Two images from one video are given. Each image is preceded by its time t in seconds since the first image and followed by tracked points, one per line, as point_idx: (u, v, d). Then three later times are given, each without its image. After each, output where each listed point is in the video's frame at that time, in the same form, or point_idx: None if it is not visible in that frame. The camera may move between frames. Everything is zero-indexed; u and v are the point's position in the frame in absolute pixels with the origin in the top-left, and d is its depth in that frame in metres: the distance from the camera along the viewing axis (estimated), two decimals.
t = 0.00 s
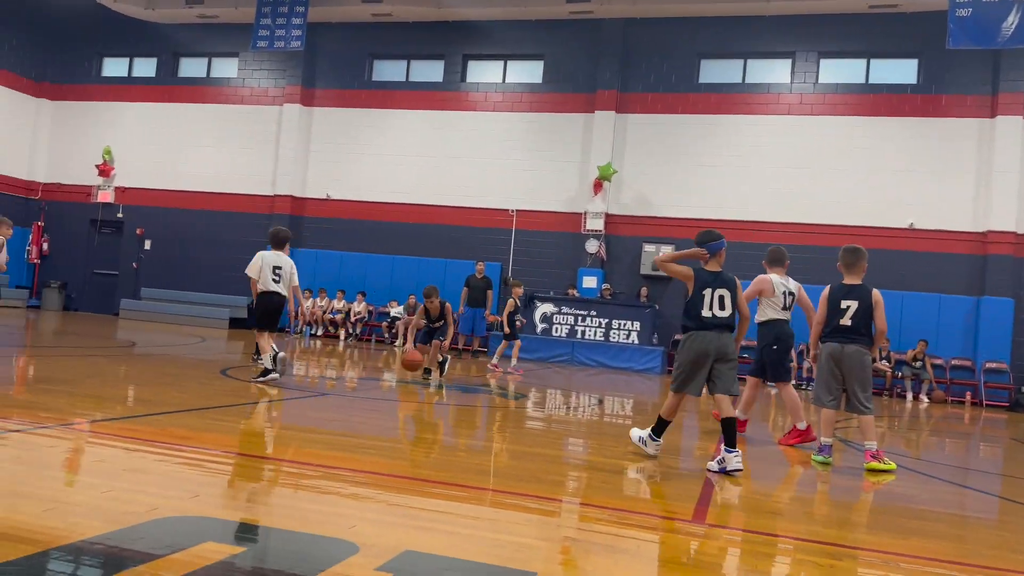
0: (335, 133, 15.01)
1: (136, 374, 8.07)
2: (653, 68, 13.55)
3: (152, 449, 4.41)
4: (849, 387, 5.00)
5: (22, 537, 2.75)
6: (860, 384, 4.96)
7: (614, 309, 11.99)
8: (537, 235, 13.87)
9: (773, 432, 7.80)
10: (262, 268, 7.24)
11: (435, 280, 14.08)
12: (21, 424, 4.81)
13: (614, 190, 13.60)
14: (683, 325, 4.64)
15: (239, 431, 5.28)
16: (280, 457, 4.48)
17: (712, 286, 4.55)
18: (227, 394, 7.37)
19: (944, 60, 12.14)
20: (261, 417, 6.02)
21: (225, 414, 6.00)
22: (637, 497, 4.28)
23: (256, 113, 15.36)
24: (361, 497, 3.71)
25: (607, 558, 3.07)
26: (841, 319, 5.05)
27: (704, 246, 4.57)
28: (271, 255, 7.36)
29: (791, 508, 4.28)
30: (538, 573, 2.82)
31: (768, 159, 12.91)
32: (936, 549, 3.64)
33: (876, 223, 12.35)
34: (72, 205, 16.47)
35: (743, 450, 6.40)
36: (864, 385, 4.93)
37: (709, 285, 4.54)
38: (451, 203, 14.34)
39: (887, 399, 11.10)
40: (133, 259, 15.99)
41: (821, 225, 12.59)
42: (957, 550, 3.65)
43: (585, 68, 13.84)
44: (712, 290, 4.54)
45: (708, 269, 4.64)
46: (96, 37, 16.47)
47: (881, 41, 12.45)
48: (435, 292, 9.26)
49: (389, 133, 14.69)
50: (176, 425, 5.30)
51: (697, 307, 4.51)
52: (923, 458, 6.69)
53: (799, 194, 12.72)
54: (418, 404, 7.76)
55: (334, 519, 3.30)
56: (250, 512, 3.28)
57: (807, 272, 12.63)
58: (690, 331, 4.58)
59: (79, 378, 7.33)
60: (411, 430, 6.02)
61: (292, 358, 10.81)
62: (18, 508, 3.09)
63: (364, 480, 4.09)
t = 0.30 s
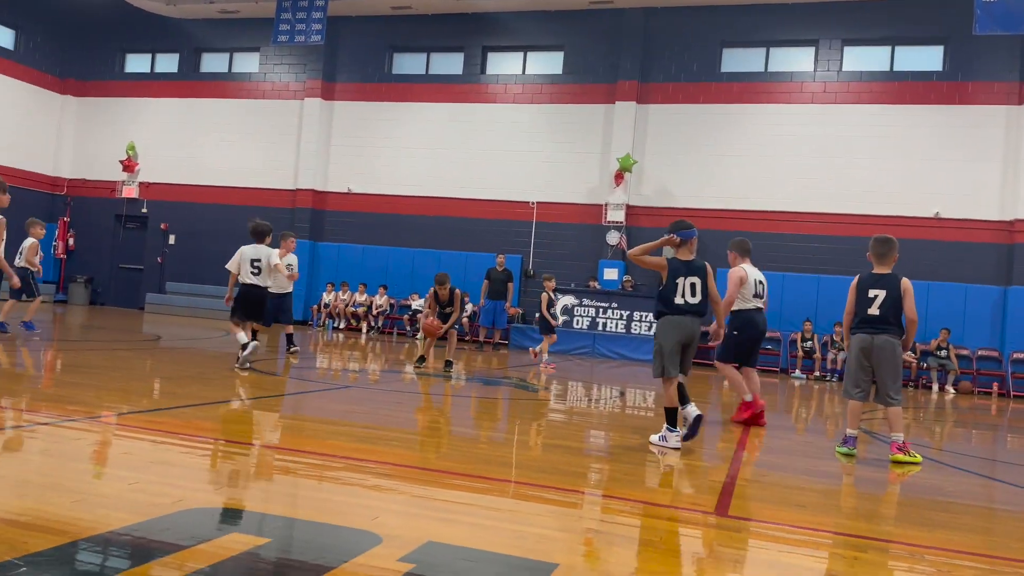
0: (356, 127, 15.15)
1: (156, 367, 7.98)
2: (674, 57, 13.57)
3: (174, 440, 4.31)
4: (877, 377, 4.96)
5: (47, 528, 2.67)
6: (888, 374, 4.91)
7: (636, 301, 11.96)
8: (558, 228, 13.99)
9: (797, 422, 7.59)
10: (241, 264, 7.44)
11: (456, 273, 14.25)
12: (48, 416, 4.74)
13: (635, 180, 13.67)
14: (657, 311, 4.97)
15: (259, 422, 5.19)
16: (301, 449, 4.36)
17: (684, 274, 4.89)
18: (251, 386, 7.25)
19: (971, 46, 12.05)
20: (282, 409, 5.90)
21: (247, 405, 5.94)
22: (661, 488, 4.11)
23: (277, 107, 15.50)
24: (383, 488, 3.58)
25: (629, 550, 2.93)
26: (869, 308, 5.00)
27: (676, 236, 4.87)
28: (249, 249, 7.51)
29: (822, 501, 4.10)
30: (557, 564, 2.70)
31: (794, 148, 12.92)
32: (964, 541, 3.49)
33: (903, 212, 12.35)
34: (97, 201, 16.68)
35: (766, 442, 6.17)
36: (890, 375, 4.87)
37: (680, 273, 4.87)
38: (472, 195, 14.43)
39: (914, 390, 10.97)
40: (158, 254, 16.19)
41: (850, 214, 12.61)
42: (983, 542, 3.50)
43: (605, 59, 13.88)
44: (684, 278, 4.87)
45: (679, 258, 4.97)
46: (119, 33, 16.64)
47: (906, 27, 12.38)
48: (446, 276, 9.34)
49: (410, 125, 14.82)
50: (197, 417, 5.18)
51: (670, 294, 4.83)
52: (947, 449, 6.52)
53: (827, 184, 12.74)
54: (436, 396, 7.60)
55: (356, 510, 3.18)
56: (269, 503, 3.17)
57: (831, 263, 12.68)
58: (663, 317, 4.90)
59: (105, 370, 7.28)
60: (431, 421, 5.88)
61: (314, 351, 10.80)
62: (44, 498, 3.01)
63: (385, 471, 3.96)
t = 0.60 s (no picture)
0: (365, 119, 15.20)
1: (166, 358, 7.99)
2: (684, 47, 13.53)
3: (184, 431, 4.31)
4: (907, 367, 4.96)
5: (62, 517, 2.67)
6: (918, 363, 4.91)
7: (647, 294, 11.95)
8: (567, 218, 14.01)
9: (807, 413, 7.55)
10: (214, 251, 7.54)
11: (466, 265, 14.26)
12: (60, 407, 4.75)
13: (645, 171, 13.68)
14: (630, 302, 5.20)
15: (270, 412, 5.21)
16: (311, 439, 4.37)
17: (659, 269, 5.13)
18: (260, 377, 7.25)
19: (984, 34, 12.00)
20: (292, 399, 5.91)
21: (259, 396, 5.96)
22: (670, 478, 4.09)
23: (286, 99, 15.56)
24: (393, 478, 3.59)
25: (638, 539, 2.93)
26: (896, 300, 5.00)
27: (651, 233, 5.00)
28: (222, 238, 7.57)
29: (831, 492, 4.08)
30: (567, 553, 2.70)
31: (805, 138, 12.90)
32: (973, 531, 3.48)
33: (914, 203, 12.35)
34: (107, 193, 16.77)
35: (774, 433, 6.13)
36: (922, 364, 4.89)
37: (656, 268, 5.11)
38: (482, 186, 14.49)
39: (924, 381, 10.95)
40: (168, 246, 16.29)
41: (861, 205, 12.60)
42: (993, 533, 3.49)
43: (614, 49, 13.88)
44: (660, 273, 5.11)
45: (652, 251, 5.17)
46: (128, 25, 16.69)
47: (919, 16, 12.32)
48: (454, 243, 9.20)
49: (419, 117, 14.86)
50: (207, 407, 5.19)
51: (647, 289, 5.08)
52: (955, 440, 6.50)
53: (838, 175, 12.72)
54: (444, 387, 7.58)
55: (366, 500, 3.18)
56: (281, 493, 3.18)
57: (840, 253, 12.71)
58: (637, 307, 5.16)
59: (116, 361, 7.31)
60: (440, 412, 5.88)
61: (324, 342, 10.85)
62: (57, 487, 3.02)
63: (395, 461, 3.97)
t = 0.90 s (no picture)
0: (369, 111, 15.21)
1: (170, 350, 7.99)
2: (688, 39, 13.51)
3: (189, 422, 4.32)
4: (920, 359, 4.93)
5: (68, 508, 2.68)
6: (932, 356, 4.89)
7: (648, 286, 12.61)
8: (570, 211, 14.02)
9: (811, 405, 7.54)
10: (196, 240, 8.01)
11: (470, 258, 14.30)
12: (67, 398, 4.76)
13: (648, 163, 13.68)
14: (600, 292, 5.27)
15: (275, 404, 5.22)
16: (316, 430, 4.38)
17: (631, 261, 5.23)
18: (264, 369, 7.24)
19: (989, 26, 11.98)
20: (296, 391, 5.91)
21: (263, 387, 5.98)
22: (674, 471, 4.09)
23: (290, 91, 15.56)
24: (397, 469, 3.59)
25: (641, 531, 2.93)
26: (914, 292, 5.02)
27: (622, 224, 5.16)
28: (203, 226, 8.02)
29: (835, 484, 4.08)
30: (571, 544, 2.70)
31: (810, 129, 12.87)
32: (977, 523, 3.48)
33: (919, 195, 12.31)
34: (111, 185, 16.79)
35: (778, 426, 6.11)
36: (935, 357, 4.87)
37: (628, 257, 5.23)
38: (486, 178, 14.50)
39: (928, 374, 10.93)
40: (173, 238, 16.32)
41: (865, 197, 12.59)
42: (998, 525, 3.48)
43: (619, 41, 13.86)
44: (632, 264, 5.21)
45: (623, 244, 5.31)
46: (131, 17, 16.68)
47: (925, 7, 12.30)
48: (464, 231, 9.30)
49: (423, 109, 14.87)
50: (212, 399, 5.18)
51: (620, 279, 5.17)
52: (958, 432, 6.48)
53: (842, 167, 12.71)
54: (448, 379, 7.57)
55: (370, 491, 3.19)
56: (286, 484, 3.18)
57: (843, 245, 12.70)
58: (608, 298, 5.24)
59: (122, 353, 7.34)
60: (444, 404, 5.89)
61: (328, 335, 10.86)
62: (63, 478, 3.02)
63: (399, 452, 3.97)
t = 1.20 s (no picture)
0: (371, 104, 15.21)
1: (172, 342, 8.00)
2: (690, 32, 13.48)
3: (190, 414, 4.33)
4: (924, 354, 4.92)
5: (70, 499, 2.68)
6: (935, 351, 4.89)
7: (649, 279, 12.54)
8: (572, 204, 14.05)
9: (812, 398, 7.53)
10: (184, 232, 8.23)
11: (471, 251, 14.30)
12: (69, 390, 4.77)
13: (650, 157, 13.68)
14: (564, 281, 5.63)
15: (274, 396, 5.23)
16: (316, 423, 4.38)
17: (592, 252, 5.57)
18: (264, 361, 7.23)
19: (991, 19, 11.96)
20: (298, 384, 5.92)
21: (265, 380, 5.98)
22: (674, 464, 4.08)
23: (291, 83, 15.55)
24: (396, 462, 3.60)
25: (641, 524, 2.93)
26: (919, 287, 4.97)
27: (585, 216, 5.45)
28: (192, 218, 8.21)
29: (835, 478, 4.07)
30: (572, 537, 2.70)
31: (811, 123, 12.86)
32: (978, 517, 3.47)
33: (920, 189, 12.31)
34: (112, 179, 16.79)
35: (779, 419, 6.11)
36: (938, 351, 4.89)
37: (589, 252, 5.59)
38: (487, 172, 14.51)
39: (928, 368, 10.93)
40: (174, 231, 16.33)
41: (867, 190, 12.58)
42: (999, 519, 3.48)
43: (620, 33, 13.83)
44: (593, 256, 5.56)
45: (586, 235, 5.62)
46: (133, 9, 16.66)
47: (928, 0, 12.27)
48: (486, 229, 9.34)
49: (425, 102, 14.87)
50: (214, 392, 5.18)
51: (581, 270, 5.53)
52: (957, 425, 6.47)
53: (843, 161, 12.70)
54: (450, 371, 7.58)
55: (370, 484, 3.19)
56: (287, 476, 3.19)
57: (844, 239, 12.71)
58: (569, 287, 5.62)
59: (123, 345, 7.35)
60: (444, 397, 5.89)
61: (329, 328, 10.87)
62: (65, 470, 3.02)
63: (399, 445, 3.97)
